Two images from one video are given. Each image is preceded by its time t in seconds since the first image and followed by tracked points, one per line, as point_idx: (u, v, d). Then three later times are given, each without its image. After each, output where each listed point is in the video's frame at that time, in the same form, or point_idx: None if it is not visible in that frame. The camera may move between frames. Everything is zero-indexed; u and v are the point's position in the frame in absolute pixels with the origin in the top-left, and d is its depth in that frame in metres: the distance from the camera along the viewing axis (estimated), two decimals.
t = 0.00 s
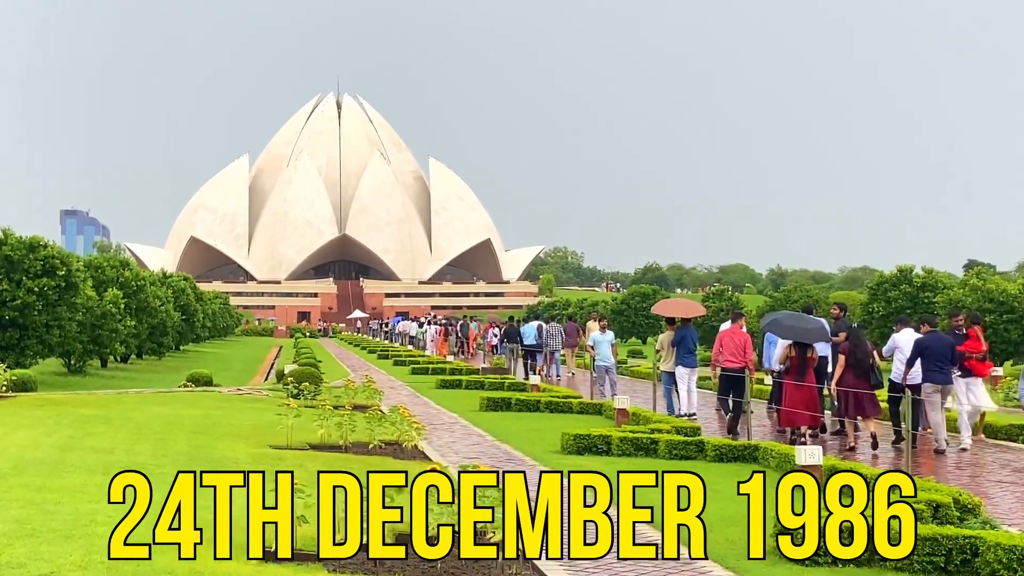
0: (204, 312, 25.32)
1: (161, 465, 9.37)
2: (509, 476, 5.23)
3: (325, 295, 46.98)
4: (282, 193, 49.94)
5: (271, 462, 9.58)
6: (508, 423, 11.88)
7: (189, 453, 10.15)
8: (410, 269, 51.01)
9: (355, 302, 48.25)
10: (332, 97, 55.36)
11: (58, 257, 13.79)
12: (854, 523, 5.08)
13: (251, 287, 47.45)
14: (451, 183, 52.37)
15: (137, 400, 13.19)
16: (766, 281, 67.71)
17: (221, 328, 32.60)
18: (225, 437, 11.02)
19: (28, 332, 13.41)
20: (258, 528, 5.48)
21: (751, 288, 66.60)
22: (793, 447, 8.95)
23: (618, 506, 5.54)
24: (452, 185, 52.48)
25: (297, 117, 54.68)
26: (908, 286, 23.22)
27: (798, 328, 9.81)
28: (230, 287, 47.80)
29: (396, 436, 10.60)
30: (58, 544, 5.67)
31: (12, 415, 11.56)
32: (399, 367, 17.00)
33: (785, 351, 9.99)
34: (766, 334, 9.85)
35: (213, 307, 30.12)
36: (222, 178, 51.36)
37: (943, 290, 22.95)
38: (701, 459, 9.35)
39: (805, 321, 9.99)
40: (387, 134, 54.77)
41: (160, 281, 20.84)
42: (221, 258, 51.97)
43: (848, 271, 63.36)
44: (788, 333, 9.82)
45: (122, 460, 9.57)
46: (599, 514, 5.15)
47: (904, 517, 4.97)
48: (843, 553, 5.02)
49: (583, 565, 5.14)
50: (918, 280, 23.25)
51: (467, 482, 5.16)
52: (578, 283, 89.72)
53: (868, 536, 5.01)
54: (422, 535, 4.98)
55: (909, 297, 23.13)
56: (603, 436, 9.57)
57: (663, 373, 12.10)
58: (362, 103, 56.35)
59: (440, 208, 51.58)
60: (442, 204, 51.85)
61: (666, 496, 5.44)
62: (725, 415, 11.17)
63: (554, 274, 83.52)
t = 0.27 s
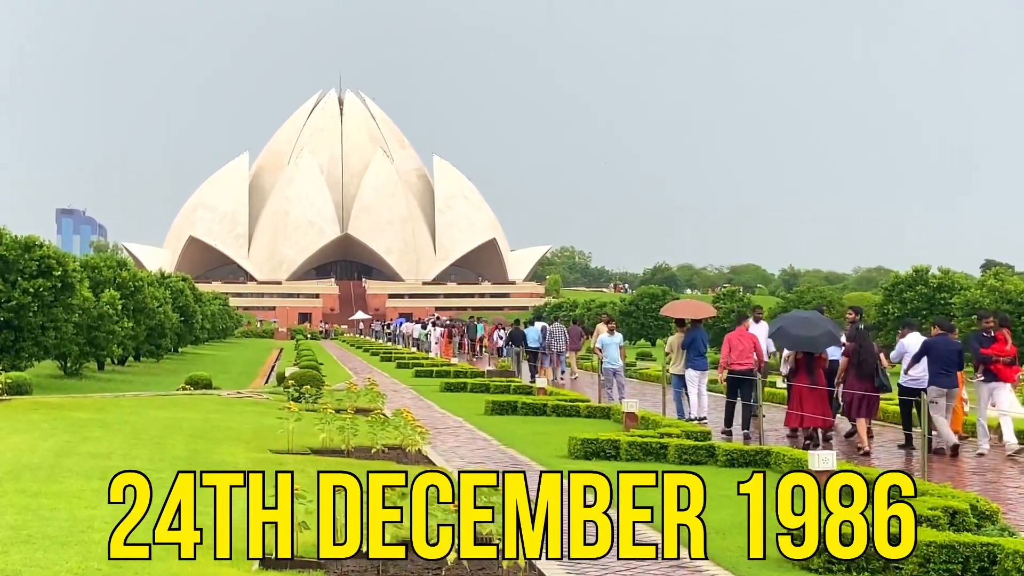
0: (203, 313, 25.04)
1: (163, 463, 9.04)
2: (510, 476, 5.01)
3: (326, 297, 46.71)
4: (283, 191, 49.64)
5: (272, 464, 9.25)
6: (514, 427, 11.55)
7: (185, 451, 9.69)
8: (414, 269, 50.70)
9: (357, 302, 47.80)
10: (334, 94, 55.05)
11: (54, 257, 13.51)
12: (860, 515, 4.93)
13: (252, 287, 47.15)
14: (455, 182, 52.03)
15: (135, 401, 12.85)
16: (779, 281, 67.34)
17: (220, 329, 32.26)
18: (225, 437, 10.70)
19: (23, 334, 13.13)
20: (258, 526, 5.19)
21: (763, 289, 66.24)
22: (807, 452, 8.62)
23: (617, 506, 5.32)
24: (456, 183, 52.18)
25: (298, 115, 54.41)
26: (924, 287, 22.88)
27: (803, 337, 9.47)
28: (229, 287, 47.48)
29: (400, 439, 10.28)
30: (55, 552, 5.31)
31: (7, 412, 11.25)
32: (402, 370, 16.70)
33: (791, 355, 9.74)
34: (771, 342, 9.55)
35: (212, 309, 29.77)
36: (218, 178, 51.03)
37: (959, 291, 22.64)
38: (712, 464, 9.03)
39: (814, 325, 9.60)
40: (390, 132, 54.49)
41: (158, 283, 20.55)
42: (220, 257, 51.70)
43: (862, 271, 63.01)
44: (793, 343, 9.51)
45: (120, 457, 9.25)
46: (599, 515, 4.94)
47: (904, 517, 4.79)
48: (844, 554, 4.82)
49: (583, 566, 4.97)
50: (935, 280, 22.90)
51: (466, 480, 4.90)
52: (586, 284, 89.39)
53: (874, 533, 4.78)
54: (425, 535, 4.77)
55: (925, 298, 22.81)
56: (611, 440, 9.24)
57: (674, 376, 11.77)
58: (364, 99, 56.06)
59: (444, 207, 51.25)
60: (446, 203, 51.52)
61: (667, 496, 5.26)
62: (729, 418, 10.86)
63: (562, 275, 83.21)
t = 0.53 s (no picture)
0: (203, 314, 24.80)
1: (165, 465, 8.75)
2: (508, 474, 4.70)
3: (330, 298, 46.36)
4: (285, 189, 49.37)
5: (273, 466, 8.95)
6: (521, 430, 11.26)
7: (186, 456, 9.39)
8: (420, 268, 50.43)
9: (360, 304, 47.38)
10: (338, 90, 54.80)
11: (52, 257, 13.25)
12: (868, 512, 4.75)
13: (255, 289, 46.87)
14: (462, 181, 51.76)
15: (136, 402, 12.54)
16: (792, 281, 66.98)
17: (223, 330, 32.05)
18: (226, 439, 10.42)
19: (21, 335, 12.87)
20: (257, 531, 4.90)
21: (776, 290, 65.90)
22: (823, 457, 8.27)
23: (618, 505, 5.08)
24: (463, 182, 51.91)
25: (300, 112, 54.21)
26: (942, 287, 22.58)
27: (814, 339, 9.15)
28: (230, 287, 47.17)
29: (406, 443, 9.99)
30: (50, 558, 5.03)
31: (3, 413, 10.97)
32: (406, 372, 16.43)
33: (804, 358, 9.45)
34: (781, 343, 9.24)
35: (214, 310, 29.50)
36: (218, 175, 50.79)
37: (978, 291, 22.33)
38: (724, 468, 8.71)
39: (825, 327, 9.29)
40: (394, 128, 54.26)
41: (158, 283, 20.31)
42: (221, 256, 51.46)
43: (876, 272, 62.69)
44: (803, 345, 9.18)
45: (120, 459, 8.96)
46: (599, 515, 4.70)
47: (905, 517, 4.54)
48: (843, 554, 4.56)
49: (581, 566, 4.75)
50: (952, 280, 22.58)
51: (464, 480, 4.60)
52: (595, 284, 89.10)
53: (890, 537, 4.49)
54: (424, 538, 4.52)
55: (942, 299, 22.52)
56: (621, 444, 8.94)
57: (684, 379, 11.47)
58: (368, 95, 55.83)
59: (450, 205, 50.96)
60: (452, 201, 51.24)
61: (666, 494, 5.03)
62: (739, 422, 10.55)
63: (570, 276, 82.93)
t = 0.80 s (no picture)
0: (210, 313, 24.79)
1: (173, 465, 8.70)
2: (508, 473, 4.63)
3: (338, 296, 46.40)
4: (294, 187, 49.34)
5: (281, 465, 8.89)
6: (530, 430, 11.19)
7: (194, 455, 9.34)
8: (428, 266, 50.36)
9: (369, 302, 47.54)
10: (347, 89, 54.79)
11: (60, 256, 13.22)
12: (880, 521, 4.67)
13: (263, 287, 46.77)
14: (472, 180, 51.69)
15: (143, 402, 12.50)
16: (803, 280, 66.83)
17: (230, 330, 32.04)
18: (234, 439, 10.37)
19: (29, 334, 12.84)
20: (259, 530, 4.88)
21: (786, 289, 65.79)
22: (835, 458, 8.18)
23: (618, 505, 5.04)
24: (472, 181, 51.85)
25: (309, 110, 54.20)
26: (953, 287, 22.50)
27: (822, 334, 9.09)
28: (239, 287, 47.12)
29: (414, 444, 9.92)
30: (59, 558, 4.98)
31: (11, 412, 10.92)
32: (415, 372, 16.39)
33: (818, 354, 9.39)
34: (791, 338, 9.18)
35: (222, 309, 29.45)
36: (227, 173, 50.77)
37: (990, 290, 22.23)
38: (734, 469, 8.63)
39: (835, 323, 9.21)
40: (403, 127, 54.23)
41: (166, 281, 20.29)
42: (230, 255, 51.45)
43: (887, 271, 62.55)
44: (811, 340, 9.12)
45: (127, 458, 8.91)
46: (598, 515, 4.67)
47: (906, 516, 4.49)
48: (843, 554, 4.53)
49: (582, 565, 4.72)
50: (964, 280, 22.46)
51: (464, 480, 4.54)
52: (604, 284, 89.03)
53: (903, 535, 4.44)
54: (423, 537, 4.51)
55: (954, 298, 22.43)
56: (630, 444, 8.87)
57: (694, 379, 11.39)
58: (377, 93, 55.81)
59: (459, 204, 50.90)
60: (461, 200, 51.16)
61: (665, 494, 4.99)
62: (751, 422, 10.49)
63: (579, 275, 82.87)
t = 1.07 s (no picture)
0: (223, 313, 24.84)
1: (185, 464, 8.72)
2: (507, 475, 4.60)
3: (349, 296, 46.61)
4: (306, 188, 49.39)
5: (294, 465, 8.89)
6: (541, 430, 11.19)
7: (206, 455, 9.35)
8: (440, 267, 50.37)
9: (381, 303, 47.85)
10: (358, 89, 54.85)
11: (73, 255, 13.26)
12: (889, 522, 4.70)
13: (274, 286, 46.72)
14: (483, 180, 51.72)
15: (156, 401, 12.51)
16: (815, 280, 66.72)
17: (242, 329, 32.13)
18: (246, 438, 10.38)
19: (42, 333, 12.88)
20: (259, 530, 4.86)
21: (799, 289, 65.72)
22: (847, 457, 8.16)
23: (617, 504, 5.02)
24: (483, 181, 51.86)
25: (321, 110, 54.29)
26: (966, 287, 22.46)
27: (829, 340, 9.10)
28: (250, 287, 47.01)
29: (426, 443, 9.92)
30: (73, 556, 4.98)
31: (25, 411, 10.94)
32: (427, 371, 16.40)
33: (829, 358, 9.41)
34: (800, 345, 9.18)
35: (234, 309, 29.53)
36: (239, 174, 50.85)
37: (1003, 290, 22.18)
38: (747, 469, 8.63)
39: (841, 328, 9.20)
40: (415, 127, 54.28)
41: (178, 281, 20.32)
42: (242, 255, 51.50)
43: (899, 271, 62.45)
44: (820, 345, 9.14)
45: (140, 458, 8.93)
46: (599, 515, 4.61)
47: (904, 517, 4.49)
48: (844, 554, 4.60)
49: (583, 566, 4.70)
50: (977, 280, 22.37)
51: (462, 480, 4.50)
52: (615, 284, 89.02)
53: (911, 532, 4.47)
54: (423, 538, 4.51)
55: (966, 298, 22.37)
56: (642, 445, 8.86)
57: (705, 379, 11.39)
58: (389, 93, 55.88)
59: (471, 205, 50.92)
60: (472, 200, 51.17)
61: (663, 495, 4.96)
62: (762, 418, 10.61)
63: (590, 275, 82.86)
